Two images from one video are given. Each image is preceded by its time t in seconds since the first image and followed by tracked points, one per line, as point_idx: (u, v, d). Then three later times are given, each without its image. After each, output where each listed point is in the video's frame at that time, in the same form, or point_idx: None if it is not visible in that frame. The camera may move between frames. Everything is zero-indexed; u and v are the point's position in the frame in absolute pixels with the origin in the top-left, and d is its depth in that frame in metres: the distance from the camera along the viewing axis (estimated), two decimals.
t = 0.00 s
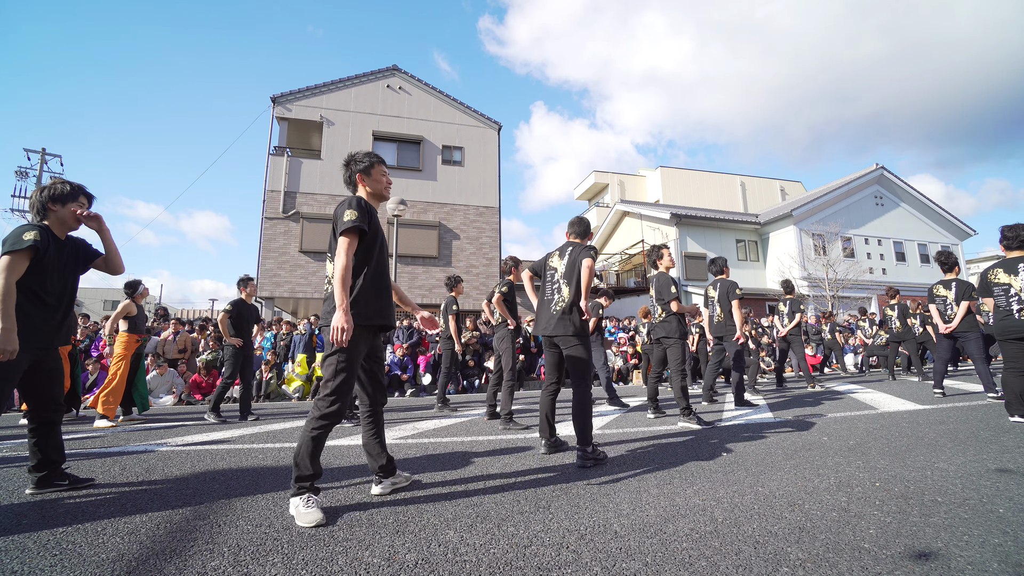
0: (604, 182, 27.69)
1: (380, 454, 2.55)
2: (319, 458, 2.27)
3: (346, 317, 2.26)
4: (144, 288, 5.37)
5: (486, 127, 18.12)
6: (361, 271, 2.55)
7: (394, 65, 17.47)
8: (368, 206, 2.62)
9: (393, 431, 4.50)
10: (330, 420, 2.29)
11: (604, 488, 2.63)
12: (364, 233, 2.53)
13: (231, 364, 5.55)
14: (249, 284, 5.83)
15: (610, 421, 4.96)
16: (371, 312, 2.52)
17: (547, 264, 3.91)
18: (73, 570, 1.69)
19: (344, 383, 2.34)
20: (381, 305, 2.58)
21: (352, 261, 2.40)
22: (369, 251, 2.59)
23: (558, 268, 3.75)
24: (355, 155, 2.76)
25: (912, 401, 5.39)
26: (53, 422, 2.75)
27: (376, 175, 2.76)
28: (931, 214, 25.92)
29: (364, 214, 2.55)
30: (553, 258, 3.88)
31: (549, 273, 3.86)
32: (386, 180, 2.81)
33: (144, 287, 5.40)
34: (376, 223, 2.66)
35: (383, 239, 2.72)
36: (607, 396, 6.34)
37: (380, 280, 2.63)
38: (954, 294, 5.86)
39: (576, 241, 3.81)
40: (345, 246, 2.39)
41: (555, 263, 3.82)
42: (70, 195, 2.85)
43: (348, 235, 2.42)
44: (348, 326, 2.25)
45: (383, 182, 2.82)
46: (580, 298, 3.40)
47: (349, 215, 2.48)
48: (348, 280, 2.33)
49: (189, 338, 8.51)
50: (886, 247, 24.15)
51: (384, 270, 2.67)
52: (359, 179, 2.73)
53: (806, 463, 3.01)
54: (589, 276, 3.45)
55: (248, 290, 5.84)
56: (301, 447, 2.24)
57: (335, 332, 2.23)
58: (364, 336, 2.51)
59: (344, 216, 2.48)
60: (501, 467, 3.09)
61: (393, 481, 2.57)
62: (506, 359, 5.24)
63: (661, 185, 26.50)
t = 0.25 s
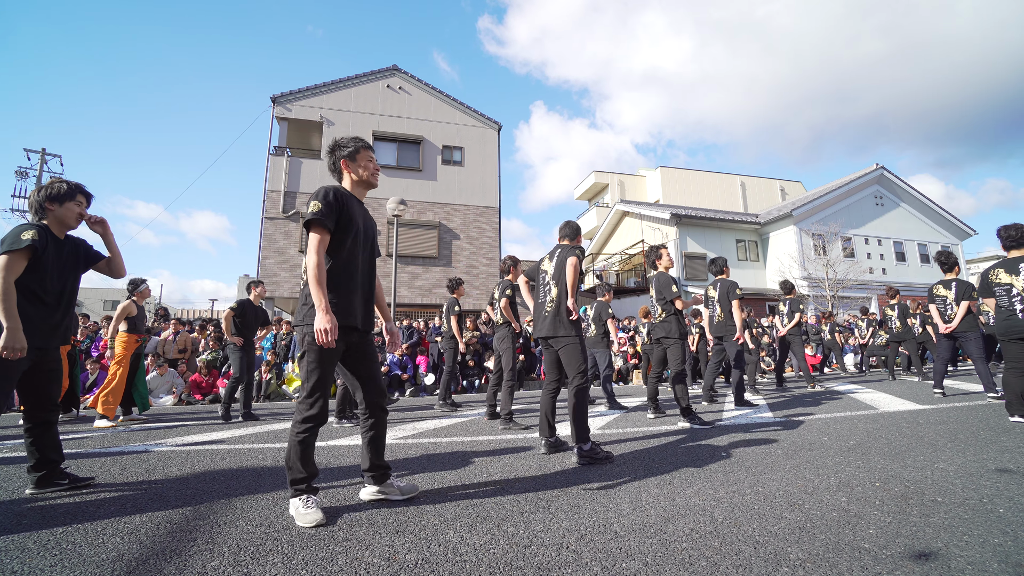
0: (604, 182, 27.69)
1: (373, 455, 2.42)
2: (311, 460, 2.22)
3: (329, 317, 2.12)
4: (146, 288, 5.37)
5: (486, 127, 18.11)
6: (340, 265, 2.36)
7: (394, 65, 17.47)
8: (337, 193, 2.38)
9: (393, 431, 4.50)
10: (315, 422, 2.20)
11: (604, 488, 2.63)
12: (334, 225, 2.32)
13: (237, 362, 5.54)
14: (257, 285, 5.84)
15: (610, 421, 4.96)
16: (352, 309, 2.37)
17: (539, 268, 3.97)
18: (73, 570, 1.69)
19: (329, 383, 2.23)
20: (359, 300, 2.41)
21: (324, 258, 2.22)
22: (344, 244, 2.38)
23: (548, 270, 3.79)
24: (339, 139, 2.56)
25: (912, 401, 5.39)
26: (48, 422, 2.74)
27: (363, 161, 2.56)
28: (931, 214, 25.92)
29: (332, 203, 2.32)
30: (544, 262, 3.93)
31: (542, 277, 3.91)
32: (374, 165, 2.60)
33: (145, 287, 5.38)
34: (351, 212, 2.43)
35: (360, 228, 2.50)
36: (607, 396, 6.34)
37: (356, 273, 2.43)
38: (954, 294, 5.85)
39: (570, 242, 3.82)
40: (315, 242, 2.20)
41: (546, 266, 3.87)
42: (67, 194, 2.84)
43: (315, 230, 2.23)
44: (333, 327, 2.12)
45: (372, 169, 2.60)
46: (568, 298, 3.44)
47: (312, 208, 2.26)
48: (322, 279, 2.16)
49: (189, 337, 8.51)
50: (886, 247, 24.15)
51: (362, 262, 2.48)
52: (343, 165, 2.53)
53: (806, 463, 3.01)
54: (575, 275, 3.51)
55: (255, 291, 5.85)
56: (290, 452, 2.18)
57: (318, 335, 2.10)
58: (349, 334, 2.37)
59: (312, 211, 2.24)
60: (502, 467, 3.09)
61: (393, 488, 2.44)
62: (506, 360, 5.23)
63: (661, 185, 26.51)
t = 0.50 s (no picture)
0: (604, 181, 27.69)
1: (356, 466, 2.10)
2: (310, 460, 2.16)
3: (321, 320, 2.04)
4: (146, 286, 5.32)
5: (486, 127, 18.11)
6: (334, 263, 2.22)
7: (393, 65, 17.48)
8: (322, 188, 2.22)
9: (393, 431, 4.50)
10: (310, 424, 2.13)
11: (604, 488, 2.63)
12: (321, 223, 2.18)
13: (232, 363, 5.48)
14: (259, 285, 5.85)
15: (610, 421, 4.96)
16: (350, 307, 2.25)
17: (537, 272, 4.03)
18: (73, 570, 1.69)
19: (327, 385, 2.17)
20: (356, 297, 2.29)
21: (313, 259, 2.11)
22: (337, 242, 2.25)
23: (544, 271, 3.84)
24: (332, 129, 2.44)
25: (913, 401, 5.39)
26: (52, 421, 2.75)
27: (355, 150, 2.40)
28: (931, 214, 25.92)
29: (317, 200, 2.17)
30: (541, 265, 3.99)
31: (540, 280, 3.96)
32: (367, 155, 2.43)
33: (146, 285, 5.33)
34: (342, 207, 2.28)
35: (354, 221, 2.35)
36: (607, 396, 6.34)
37: (352, 269, 2.30)
38: (954, 294, 5.85)
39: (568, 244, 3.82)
40: (301, 244, 2.08)
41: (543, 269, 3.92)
42: (65, 193, 2.84)
43: (300, 231, 2.11)
44: (326, 330, 2.04)
45: (366, 159, 2.44)
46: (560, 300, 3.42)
47: (293, 208, 2.13)
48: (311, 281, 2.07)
49: (189, 337, 8.53)
50: (886, 247, 24.15)
51: (360, 257, 2.34)
52: (335, 156, 2.40)
53: (806, 463, 3.00)
54: (560, 275, 3.53)
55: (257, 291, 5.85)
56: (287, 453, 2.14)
57: (310, 340, 2.02)
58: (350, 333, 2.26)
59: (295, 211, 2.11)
60: (502, 467, 3.09)
61: (377, 515, 2.04)
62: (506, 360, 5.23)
63: (661, 185, 26.51)
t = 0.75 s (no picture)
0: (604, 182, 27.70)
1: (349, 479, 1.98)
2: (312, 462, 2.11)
3: (310, 320, 2.00)
4: (148, 286, 5.35)
5: (486, 127, 18.11)
6: (334, 260, 2.17)
7: (393, 65, 17.48)
8: (321, 185, 2.17)
9: (393, 431, 4.50)
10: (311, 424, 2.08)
11: (603, 488, 2.63)
12: (320, 220, 2.13)
13: (226, 367, 5.51)
14: (251, 285, 5.81)
15: (610, 421, 4.96)
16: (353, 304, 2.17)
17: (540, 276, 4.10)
18: (73, 570, 1.69)
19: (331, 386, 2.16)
20: (362, 295, 2.22)
21: (309, 257, 2.05)
22: (337, 238, 2.19)
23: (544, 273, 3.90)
24: (341, 125, 2.38)
25: (913, 401, 5.39)
26: (48, 425, 2.72)
27: (361, 146, 2.33)
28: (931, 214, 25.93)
29: (314, 196, 2.12)
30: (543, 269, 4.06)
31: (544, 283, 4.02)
32: (373, 151, 2.34)
33: (147, 286, 5.36)
34: (341, 203, 2.22)
35: (356, 217, 2.28)
36: (607, 396, 6.34)
37: (354, 266, 2.23)
38: (954, 294, 5.85)
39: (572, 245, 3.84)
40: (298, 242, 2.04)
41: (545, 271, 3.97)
42: (64, 196, 2.86)
43: (298, 229, 2.07)
44: (315, 330, 1.99)
45: (372, 155, 2.35)
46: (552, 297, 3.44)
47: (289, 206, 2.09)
48: (306, 278, 2.01)
49: (189, 338, 8.54)
50: (886, 247, 24.15)
51: (363, 253, 2.27)
52: (342, 151, 2.35)
53: (806, 463, 3.00)
54: (548, 272, 3.56)
55: (250, 291, 5.83)
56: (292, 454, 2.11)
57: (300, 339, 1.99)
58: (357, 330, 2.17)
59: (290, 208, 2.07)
60: (502, 467, 3.09)
61: (365, 537, 1.86)
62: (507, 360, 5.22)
63: (661, 185, 26.51)
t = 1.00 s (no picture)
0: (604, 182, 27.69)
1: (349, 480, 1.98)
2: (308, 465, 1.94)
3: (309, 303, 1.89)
4: (149, 286, 5.39)
5: (486, 127, 18.11)
6: (339, 249, 2.09)
7: (393, 65, 17.49)
8: (329, 175, 2.14)
9: (393, 431, 4.50)
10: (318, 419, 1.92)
11: (603, 488, 2.63)
12: (326, 208, 2.07)
13: (222, 367, 5.51)
14: (245, 286, 5.84)
15: (609, 421, 4.97)
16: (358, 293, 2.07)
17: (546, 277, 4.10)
18: (73, 570, 1.69)
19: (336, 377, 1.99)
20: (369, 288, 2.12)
21: (312, 243, 1.98)
22: (344, 227, 2.13)
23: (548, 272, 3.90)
24: (352, 118, 2.36)
25: (912, 401, 5.39)
26: (34, 424, 2.70)
27: (371, 138, 2.30)
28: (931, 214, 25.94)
29: (320, 184, 2.08)
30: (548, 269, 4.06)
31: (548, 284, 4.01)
32: (383, 144, 2.31)
33: (148, 286, 5.42)
34: (348, 193, 2.17)
35: (365, 208, 2.23)
36: (607, 396, 6.34)
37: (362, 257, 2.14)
38: (954, 294, 5.85)
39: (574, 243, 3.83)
40: (301, 228, 1.97)
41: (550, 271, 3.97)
42: (67, 201, 2.89)
43: (303, 216, 2.01)
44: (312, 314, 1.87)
45: (381, 148, 2.32)
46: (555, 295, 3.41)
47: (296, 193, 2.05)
48: (307, 262, 1.92)
49: (190, 337, 8.44)
50: (886, 247, 24.15)
51: (370, 244, 2.20)
52: (351, 143, 2.33)
53: (806, 463, 3.01)
54: (549, 270, 3.54)
55: (243, 292, 5.85)
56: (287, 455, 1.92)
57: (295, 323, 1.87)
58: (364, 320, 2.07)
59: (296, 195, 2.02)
60: (501, 467, 3.10)
61: (364, 538, 1.85)
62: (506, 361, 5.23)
63: (661, 185, 26.52)
